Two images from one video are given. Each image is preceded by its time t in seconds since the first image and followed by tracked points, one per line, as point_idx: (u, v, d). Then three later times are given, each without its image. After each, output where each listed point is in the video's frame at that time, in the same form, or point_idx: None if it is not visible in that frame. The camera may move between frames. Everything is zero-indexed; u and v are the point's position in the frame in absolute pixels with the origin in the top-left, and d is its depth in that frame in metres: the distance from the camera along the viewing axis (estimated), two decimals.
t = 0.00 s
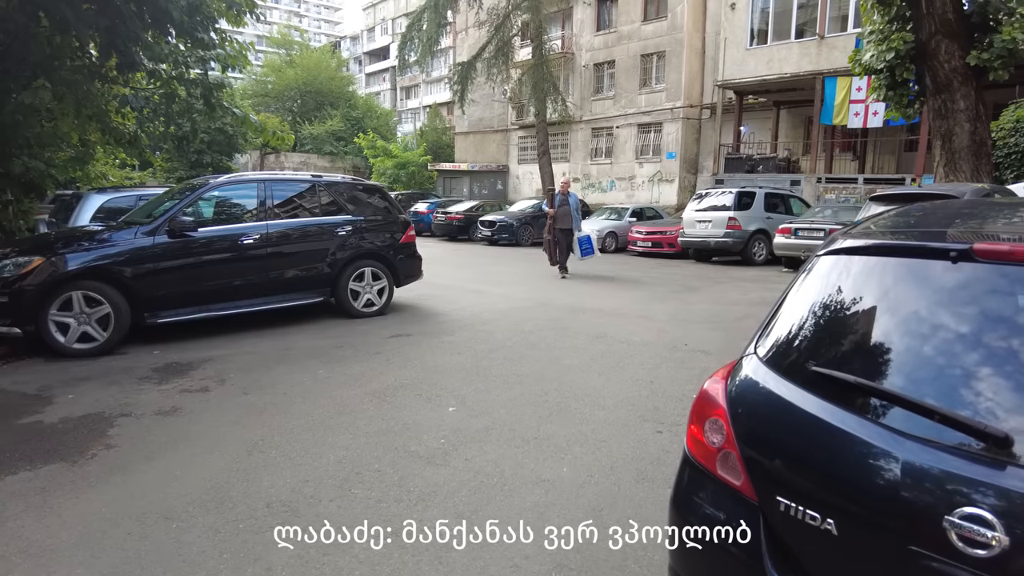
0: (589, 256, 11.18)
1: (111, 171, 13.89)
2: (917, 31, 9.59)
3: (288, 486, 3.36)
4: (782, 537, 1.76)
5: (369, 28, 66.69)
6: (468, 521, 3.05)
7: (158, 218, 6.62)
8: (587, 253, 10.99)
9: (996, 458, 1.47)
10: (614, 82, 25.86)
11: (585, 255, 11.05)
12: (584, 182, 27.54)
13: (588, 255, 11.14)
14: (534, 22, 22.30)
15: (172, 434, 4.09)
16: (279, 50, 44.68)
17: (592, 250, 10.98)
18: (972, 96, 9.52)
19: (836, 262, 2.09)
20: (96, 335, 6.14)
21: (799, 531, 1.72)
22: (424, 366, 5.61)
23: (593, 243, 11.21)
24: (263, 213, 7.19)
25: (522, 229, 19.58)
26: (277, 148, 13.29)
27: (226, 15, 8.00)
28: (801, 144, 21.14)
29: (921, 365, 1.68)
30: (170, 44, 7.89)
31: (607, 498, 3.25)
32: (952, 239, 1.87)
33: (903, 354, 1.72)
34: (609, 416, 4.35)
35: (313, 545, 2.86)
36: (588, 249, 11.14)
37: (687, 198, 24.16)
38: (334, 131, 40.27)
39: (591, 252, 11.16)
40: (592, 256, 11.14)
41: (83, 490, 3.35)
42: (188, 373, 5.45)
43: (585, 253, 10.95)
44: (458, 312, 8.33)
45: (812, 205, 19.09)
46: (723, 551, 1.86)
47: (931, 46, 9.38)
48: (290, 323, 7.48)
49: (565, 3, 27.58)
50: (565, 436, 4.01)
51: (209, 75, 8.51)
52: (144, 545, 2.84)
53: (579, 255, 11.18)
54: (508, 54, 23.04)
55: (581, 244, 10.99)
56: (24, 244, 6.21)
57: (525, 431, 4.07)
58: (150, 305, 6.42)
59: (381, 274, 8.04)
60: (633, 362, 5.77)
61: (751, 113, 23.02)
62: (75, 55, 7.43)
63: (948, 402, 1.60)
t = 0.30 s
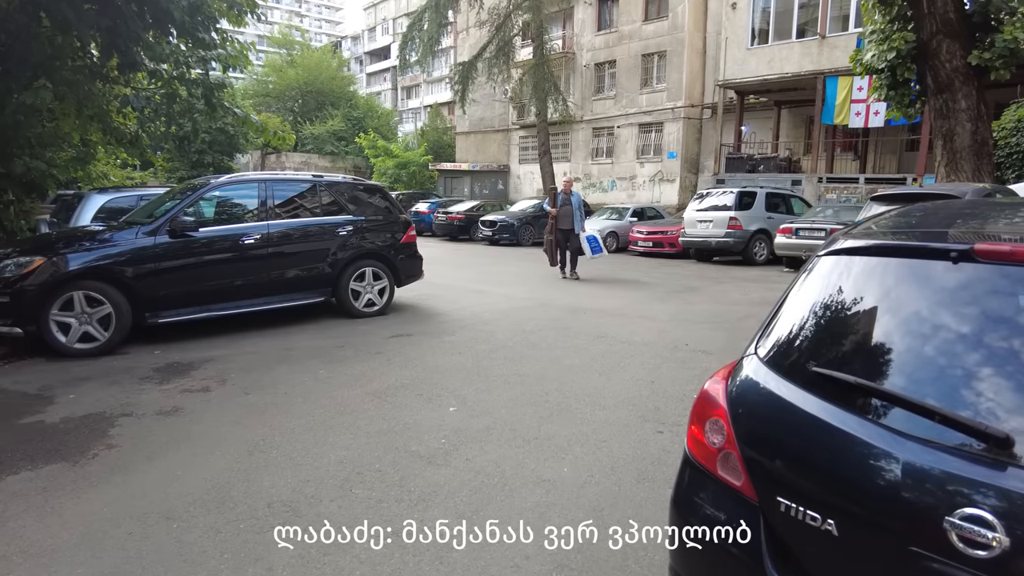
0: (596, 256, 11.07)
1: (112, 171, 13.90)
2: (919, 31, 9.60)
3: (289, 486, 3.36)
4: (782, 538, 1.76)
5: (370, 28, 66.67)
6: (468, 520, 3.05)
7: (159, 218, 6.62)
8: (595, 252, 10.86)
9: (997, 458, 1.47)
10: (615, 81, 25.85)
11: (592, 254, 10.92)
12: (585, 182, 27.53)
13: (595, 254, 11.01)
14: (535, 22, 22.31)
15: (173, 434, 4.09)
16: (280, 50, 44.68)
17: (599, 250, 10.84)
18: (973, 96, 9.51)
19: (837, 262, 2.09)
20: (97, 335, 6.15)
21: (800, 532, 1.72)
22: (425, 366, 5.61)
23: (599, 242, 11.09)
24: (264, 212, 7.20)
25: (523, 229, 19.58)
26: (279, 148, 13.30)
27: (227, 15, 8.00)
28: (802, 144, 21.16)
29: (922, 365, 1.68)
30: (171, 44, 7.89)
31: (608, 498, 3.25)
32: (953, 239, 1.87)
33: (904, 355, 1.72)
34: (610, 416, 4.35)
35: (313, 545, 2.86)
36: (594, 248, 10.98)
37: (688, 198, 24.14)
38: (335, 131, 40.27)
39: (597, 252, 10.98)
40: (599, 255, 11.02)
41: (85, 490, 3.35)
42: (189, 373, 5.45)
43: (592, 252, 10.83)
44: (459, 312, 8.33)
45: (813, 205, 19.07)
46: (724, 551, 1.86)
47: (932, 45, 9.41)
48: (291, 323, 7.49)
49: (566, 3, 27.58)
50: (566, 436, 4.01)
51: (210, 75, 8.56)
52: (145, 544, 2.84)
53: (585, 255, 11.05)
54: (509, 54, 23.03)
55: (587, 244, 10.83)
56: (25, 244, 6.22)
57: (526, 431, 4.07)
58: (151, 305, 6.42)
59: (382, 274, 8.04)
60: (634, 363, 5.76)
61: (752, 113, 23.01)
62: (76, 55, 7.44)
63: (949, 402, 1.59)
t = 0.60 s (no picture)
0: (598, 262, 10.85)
1: (113, 171, 13.91)
2: (920, 30, 9.59)
3: (289, 486, 3.37)
4: (782, 537, 1.76)
5: (371, 28, 66.69)
6: (468, 520, 3.05)
7: (160, 218, 6.63)
8: (595, 260, 10.72)
9: (996, 458, 1.47)
10: (615, 81, 25.85)
11: (592, 262, 10.77)
12: (586, 181, 27.53)
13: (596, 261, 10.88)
14: (535, 22, 22.33)
15: (174, 434, 4.09)
16: (281, 50, 44.70)
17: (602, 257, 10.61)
18: (974, 96, 9.50)
19: (837, 261, 2.09)
20: (98, 335, 6.15)
21: (799, 532, 1.72)
22: (425, 366, 5.61)
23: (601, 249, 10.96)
24: (265, 212, 7.20)
25: (523, 229, 19.58)
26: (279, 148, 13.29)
27: (228, 15, 8.01)
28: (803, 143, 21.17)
29: (923, 365, 1.68)
30: (172, 44, 7.90)
31: (608, 498, 3.25)
32: (954, 239, 1.86)
33: (905, 354, 1.72)
34: (610, 416, 4.35)
35: (313, 545, 2.87)
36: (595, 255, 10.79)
37: (689, 198, 24.14)
38: (335, 131, 40.27)
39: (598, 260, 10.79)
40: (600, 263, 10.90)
41: (86, 490, 3.36)
42: (189, 373, 5.46)
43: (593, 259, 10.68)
44: (459, 312, 8.34)
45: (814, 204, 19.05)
46: (724, 551, 1.86)
47: (933, 45, 9.41)
48: (292, 323, 7.49)
49: (567, 3, 27.59)
50: (567, 436, 4.01)
51: (210, 75, 8.55)
52: (146, 544, 2.84)
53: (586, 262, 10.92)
54: (510, 54, 23.05)
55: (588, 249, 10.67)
56: (27, 244, 6.23)
57: (526, 430, 4.07)
58: (152, 305, 6.43)
59: (383, 274, 8.04)
60: (635, 362, 5.77)
61: (753, 113, 23.01)
62: (77, 55, 7.45)
63: (950, 402, 1.59)
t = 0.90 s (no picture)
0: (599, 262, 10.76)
1: (114, 172, 13.92)
2: (920, 31, 9.59)
3: (290, 486, 3.37)
4: (782, 538, 1.76)
5: (372, 28, 66.73)
6: (468, 520, 3.06)
7: (161, 218, 6.64)
8: (596, 261, 10.60)
9: (995, 460, 1.47)
10: (616, 81, 25.85)
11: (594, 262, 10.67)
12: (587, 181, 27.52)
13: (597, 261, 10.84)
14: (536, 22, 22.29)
15: (174, 434, 4.10)
16: (281, 50, 44.74)
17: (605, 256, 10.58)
18: (975, 96, 9.50)
19: (837, 262, 2.09)
20: (99, 335, 6.16)
21: (799, 532, 1.72)
22: (426, 366, 5.62)
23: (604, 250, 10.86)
24: (265, 213, 7.21)
25: (524, 229, 19.59)
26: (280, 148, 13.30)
27: (229, 15, 8.01)
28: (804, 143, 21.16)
29: (923, 366, 1.68)
30: (173, 44, 7.92)
31: (608, 498, 3.25)
32: (954, 240, 1.87)
33: (904, 355, 1.72)
34: (611, 416, 4.36)
35: (313, 545, 2.87)
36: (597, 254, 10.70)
37: (689, 198, 24.13)
38: (336, 131, 40.29)
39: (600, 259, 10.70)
40: (602, 263, 10.82)
41: (87, 490, 3.36)
42: (190, 373, 5.47)
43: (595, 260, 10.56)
44: (460, 312, 8.34)
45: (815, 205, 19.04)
46: (724, 551, 1.86)
47: (934, 45, 9.41)
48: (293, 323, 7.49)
49: (568, 3, 27.60)
50: (566, 436, 4.01)
51: (211, 75, 8.56)
52: (146, 544, 2.85)
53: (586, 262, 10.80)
54: (511, 54, 23.07)
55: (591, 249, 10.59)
56: (27, 244, 6.24)
57: (527, 431, 4.08)
58: (152, 305, 6.44)
59: (384, 274, 8.04)
60: (635, 363, 5.77)
61: (754, 113, 23.01)
62: (78, 56, 7.46)
63: (949, 403, 1.60)
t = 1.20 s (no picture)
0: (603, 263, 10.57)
1: (115, 172, 13.93)
2: (920, 31, 9.59)
3: (292, 486, 3.38)
4: (782, 537, 1.77)
5: (372, 28, 66.80)
6: (468, 521, 3.06)
7: (162, 218, 6.65)
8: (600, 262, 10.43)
9: (996, 460, 1.48)
10: (617, 81, 25.85)
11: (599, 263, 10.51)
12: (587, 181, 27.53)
13: (602, 262, 10.73)
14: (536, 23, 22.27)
15: (176, 434, 4.10)
16: (282, 49, 44.77)
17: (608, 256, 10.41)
18: (976, 96, 9.51)
19: (837, 262, 2.10)
20: (101, 335, 6.17)
21: (799, 531, 1.73)
22: (426, 366, 5.63)
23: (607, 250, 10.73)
24: (266, 213, 7.22)
25: (524, 229, 19.60)
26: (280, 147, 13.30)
27: (230, 16, 8.03)
28: (805, 144, 21.15)
29: (923, 366, 1.69)
30: (174, 44, 7.94)
31: (609, 498, 3.26)
32: (955, 241, 1.87)
33: (905, 355, 1.73)
34: (611, 416, 4.36)
35: (314, 545, 2.87)
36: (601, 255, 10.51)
37: (690, 198, 24.12)
38: (337, 131, 40.31)
39: (604, 260, 10.52)
40: (607, 263, 10.70)
41: (88, 489, 3.37)
42: (192, 373, 5.48)
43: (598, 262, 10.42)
44: (461, 312, 8.35)
45: (816, 205, 19.04)
46: (724, 551, 1.87)
47: (935, 45, 9.40)
48: (294, 323, 7.50)
49: (568, 3, 27.60)
50: (567, 436, 4.01)
51: (212, 75, 8.58)
52: (148, 544, 2.85)
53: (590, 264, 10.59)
54: (511, 54, 23.08)
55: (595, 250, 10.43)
56: (29, 244, 6.25)
57: (528, 431, 4.08)
58: (154, 305, 6.44)
59: (384, 274, 8.05)
60: (636, 363, 5.78)
61: (754, 113, 23.00)
62: (79, 56, 7.48)
63: (949, 403, 1.60)
